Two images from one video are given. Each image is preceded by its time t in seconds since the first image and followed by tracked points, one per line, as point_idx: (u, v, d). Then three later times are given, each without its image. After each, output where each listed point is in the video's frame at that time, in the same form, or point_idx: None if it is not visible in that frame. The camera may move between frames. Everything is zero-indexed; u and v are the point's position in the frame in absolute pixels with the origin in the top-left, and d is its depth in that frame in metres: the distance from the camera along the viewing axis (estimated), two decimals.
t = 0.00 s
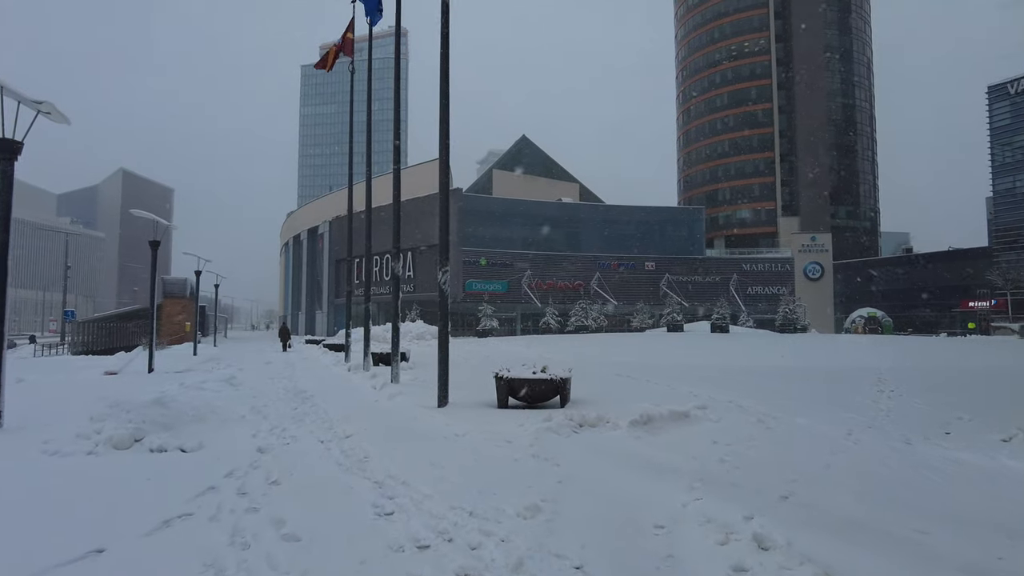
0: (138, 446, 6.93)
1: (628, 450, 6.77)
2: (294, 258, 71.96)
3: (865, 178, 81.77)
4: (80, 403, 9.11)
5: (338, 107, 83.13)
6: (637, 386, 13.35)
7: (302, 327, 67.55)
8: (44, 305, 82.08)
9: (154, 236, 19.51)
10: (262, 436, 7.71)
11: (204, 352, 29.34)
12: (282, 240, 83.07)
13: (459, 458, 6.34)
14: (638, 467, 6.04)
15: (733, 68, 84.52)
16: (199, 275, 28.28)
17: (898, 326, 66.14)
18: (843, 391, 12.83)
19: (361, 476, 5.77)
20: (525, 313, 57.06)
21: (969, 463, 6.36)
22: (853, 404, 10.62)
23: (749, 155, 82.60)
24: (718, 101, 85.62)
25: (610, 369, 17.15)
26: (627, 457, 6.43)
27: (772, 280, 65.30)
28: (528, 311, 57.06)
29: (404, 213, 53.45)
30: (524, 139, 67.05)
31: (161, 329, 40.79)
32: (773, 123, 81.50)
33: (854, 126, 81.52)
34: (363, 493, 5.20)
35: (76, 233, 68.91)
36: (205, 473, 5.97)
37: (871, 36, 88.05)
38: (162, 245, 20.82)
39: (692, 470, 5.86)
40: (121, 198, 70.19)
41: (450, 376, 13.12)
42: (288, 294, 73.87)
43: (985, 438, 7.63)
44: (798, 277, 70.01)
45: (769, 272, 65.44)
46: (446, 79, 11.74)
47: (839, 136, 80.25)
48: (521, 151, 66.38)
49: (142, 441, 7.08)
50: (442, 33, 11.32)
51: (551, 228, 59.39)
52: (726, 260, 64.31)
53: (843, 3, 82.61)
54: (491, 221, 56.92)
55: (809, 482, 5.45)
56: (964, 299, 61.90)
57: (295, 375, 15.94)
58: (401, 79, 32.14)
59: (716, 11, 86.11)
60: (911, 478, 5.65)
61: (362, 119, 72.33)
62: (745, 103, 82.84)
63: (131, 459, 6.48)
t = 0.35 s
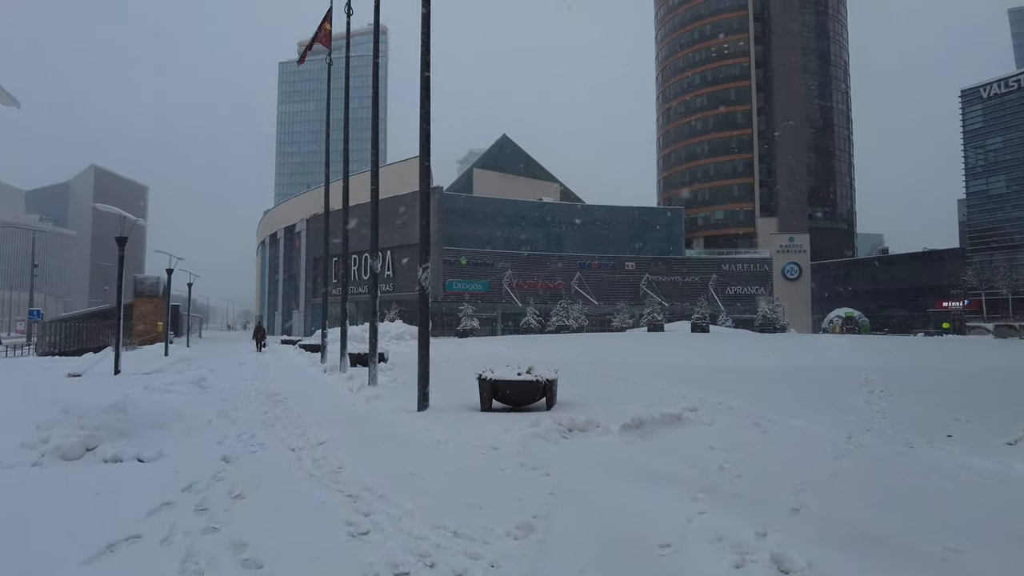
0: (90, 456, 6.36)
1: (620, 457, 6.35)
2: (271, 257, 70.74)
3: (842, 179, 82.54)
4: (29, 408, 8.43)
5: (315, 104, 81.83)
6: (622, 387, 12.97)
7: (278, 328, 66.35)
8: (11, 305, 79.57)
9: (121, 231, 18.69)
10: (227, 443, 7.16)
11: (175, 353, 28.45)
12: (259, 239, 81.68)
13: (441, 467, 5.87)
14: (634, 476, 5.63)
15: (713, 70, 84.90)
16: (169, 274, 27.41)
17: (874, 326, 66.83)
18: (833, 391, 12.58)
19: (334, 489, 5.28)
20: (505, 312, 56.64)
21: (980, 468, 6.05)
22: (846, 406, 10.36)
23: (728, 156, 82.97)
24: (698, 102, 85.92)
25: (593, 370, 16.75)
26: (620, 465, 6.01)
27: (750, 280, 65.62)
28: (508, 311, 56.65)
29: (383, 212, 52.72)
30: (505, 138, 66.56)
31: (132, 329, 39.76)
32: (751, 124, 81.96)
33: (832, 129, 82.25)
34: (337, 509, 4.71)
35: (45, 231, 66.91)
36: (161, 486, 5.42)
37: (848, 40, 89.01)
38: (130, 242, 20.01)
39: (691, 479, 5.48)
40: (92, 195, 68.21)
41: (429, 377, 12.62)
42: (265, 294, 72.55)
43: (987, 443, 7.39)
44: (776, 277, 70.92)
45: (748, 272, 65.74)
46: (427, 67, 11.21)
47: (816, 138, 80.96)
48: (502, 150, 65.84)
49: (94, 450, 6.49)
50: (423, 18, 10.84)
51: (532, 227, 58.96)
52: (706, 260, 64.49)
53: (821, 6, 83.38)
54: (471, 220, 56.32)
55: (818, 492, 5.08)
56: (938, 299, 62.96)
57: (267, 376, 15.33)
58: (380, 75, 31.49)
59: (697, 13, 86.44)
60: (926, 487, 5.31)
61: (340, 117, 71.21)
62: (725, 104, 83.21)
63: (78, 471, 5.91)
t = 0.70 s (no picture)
0: (23, 472, 5.72)
1: (609, 466, 5.91)
2: (238, 255, 69.11)
3: (812, 180, 83.66)
4: None
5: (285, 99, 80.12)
6: (602, 388, 12.57)
7: (247, 327, 64.87)
8: None
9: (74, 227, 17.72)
10: (180, 454, 6.56)
11: (135, 354, 27.31)
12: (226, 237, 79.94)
13: (417, 481, 5.38)
14: (627, 488, 5.22)
15: (686, 70, 85.36)
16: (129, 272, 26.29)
17: (842, 325, 67.84)
18: (816, 391, 12.38)
19: (296, 508, 4.76)
20: (479, 312, 56.11)
21: (984, 475, 5.76)
22: (832, 407, 10.10)
23: (700, 157, 83.50)
24: (672, 102, 86.30)
25: (570, 371, 16.36)
26: (611, 475, 5.59)
27: (721, 280, 66.14)
28: (482, 310, 56.13)
29: (355, 209, 51.75)
30: (479, 136, 65.94)
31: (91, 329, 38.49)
32: (723, 125, 82.60)
33: (802, 130, 83.32)
34: (302, 532, 4.21)
35: None
36: (103, 505, 4.85)
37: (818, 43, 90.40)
38: (84, 238, 18.98)
39: (686, 491, 5.10)
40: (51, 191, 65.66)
41: (402, 380, 12.06)
42: (232, 293, 70.93)
43: (982, 446, 7.17)
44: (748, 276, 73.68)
45: (720, 272, 66.27)
46: (401, 54, 10.67)
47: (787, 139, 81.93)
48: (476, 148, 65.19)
49: (28, 465, 5.87)
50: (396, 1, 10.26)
51: (506, 226, 58.49)
52: (678, 260, 64.78)
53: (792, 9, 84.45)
54: (445, 218, 55.60)
55: (823, 505, 4.72)
56: (904, 298, 63.92)
57: (231, 379, 14.60)
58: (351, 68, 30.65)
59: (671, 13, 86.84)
60: (935, 497, 5.00)
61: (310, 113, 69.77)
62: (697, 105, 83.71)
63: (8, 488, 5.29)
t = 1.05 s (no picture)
0: None
1: (565, 478, 5.52)
2: (164, 252, 65.66)
3: (744, 186, 86.39)
4: None
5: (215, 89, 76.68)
6: (547, 391, 12.24)
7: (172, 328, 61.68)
8: None
9: None
10: (83, 474, 5.79)
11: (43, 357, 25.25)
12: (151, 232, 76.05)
13: (357, 500, 4.87)
14: (588, 502, 4.89)
15: (625, 75, 86.64)
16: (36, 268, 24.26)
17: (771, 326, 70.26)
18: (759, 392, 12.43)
19: (218, 535, 4.19)
20: (418, 312, 55.15)
21: (939, 480, 5.75)
22: (777, 409, 10.11)
23: (638, 161, 84.91)
24: (612, 106, 87.41)
25: (512, 372, 15.98)
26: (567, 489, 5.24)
27: (657, 281, 67.37)
28: (421, 311, 55.19)
29: (288, 204, 49.88)
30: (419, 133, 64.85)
31: None
32: (660, 130, 84.25)
33: (735, 137, 85.91)
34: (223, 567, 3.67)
35: None
36: None
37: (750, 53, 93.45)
38: None
39: (647, 506, 4.78)
40: None
41: (337, 384, 11.40)
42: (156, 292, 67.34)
43: (929, 448, 7.19)
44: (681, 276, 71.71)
45: (656, 273, 67.51)
46: (341, 41, 10.04)
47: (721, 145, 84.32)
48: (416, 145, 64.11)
49: None
50: None
51: (447, 225, 57.71)
52: (616, 261, 65.59)
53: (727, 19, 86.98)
54: (384, 216, 54.31)
55: (792, 520, 4.50)
56: (829, 300, 66.67)
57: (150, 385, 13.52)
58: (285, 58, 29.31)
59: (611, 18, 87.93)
60: (897, 506, 4.89)
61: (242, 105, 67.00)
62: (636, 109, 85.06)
63: None
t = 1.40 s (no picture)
0: None
1: (519, 495, 5.07)
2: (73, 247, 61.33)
3: (673, 190, 88.64)
4: None
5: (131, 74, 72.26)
6: (488, 394, 11.80)
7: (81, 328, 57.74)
8: None
9: None
10: None
11: None
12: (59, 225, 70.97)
13: (288, 526, 4.29)
14: (545, 521, 4.50)
15: (560, 78, 87.25)
16: None
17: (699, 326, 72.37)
18: (699, 392, 12.41)
19: None
20: (349, 312, 53.65)
21: (895, 484, 5.66)
22: (721, 410, 10.06)
23: (572, 163, 85.70)
24: (547, 108, 87.89)
25: (449, 374, 15.46)
26: (522, 505, 4.82)
27: (591, 281, 68.13)
28: (352, 310, 53.70)
29: (211, 198, 47.47)
30: (351, 128, 63.11)
31: None
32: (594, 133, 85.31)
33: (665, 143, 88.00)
34: None
35: None
36: None
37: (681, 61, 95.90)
38: None
39: (612, 524, 4.41)
40: None
41: (263, 389, 10.59)
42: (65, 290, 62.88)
43: (877, 450, 7.18)
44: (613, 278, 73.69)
45: (589, 274, 68.25)
46: (272, 19, 9.27)
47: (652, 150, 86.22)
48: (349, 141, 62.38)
49: None
50: None
51: (380, 223, 56.36)
52: (551, 262, 65.89)
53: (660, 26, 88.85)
54: (314, 212, 52.42)
55: (762, 536, 4.23)
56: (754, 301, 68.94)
57: (52, 391, 12.28)
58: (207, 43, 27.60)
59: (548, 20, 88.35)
60: (866, 516, 4.71)
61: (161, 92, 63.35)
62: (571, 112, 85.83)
63: None
